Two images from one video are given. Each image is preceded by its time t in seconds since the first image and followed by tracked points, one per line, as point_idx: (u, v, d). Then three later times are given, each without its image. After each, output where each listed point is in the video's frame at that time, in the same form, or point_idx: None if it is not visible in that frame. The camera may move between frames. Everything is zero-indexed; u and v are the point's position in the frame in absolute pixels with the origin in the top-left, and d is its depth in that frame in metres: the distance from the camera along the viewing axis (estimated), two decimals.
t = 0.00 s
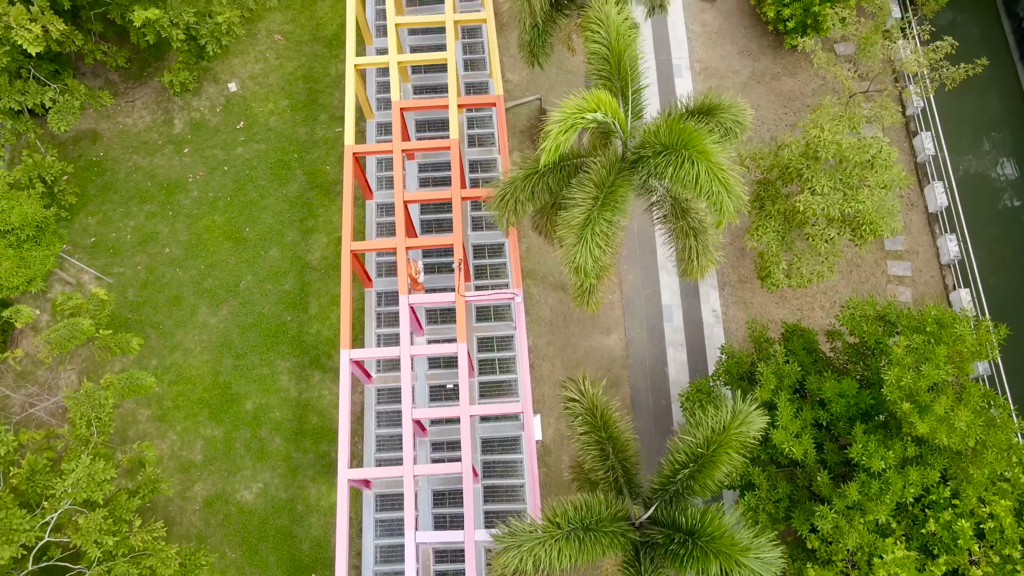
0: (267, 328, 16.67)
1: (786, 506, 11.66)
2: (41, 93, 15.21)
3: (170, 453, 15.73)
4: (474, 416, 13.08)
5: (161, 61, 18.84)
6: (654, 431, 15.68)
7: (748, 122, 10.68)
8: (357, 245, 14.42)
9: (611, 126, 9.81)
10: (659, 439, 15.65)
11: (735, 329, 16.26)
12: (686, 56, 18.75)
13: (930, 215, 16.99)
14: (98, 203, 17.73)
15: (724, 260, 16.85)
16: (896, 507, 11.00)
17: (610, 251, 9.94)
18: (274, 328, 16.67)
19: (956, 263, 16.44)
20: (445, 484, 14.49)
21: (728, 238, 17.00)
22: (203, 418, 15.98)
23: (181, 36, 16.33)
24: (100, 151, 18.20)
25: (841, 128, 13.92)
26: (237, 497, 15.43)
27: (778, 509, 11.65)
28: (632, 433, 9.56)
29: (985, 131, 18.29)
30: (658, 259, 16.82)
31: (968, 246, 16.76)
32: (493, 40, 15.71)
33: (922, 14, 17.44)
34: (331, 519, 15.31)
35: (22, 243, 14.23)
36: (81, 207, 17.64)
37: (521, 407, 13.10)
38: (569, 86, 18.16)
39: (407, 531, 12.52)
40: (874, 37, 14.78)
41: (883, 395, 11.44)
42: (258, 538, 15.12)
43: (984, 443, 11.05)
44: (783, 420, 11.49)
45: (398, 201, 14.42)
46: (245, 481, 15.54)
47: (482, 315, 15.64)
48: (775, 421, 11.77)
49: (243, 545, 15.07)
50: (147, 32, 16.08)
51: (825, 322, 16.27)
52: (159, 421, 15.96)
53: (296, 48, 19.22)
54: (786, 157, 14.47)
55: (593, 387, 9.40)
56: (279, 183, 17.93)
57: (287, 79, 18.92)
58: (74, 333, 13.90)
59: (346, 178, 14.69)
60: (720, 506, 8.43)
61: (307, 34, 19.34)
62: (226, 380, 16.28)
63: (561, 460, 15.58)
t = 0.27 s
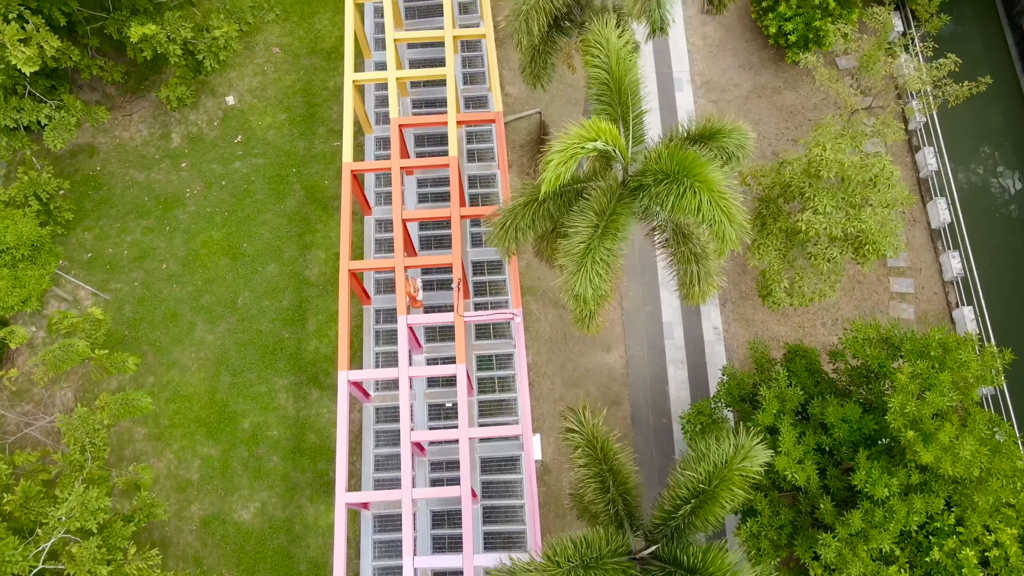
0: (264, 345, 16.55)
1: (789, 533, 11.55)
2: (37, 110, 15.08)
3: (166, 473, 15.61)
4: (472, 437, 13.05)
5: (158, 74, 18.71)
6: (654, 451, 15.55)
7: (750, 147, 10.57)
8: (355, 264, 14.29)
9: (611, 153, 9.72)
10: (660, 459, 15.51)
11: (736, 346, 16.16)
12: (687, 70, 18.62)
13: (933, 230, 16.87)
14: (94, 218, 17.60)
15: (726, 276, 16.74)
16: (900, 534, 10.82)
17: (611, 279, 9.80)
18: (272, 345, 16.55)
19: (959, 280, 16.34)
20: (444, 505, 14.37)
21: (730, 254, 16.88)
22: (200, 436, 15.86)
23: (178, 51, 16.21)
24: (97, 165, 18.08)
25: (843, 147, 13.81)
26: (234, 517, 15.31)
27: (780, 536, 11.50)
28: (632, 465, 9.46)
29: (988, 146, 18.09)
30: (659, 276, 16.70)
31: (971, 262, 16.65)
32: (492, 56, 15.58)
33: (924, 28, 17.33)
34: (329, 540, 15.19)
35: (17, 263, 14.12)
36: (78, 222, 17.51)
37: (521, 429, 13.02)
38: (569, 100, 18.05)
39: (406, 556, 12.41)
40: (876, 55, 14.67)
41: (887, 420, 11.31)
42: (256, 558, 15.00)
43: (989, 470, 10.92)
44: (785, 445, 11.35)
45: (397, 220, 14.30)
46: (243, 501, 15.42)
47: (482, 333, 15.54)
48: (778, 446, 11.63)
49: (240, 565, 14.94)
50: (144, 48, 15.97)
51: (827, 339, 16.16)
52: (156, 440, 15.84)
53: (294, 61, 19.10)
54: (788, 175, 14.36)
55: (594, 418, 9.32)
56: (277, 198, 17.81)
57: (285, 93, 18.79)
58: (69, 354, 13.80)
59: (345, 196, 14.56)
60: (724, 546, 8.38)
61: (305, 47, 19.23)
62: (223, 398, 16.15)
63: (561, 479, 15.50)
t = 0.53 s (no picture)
0: (262, 362, 16.41)
1: (792, 559, 11.39)
2: (32, 126, 14.93)
3: (162, 491, 15.48)
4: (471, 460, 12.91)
5: (155, 87, 18.58)
6: (655, 470, 15.42)
7: (752, 171, 10.43)
8: (353, 283, 14.15)
9: (612, 179, 9.61)
10: (661, 479, 15.37)
11: (737, 364, 16.04)
12: (688, 83, 18.48)
13: (935, 246, 16.74)
14: (91, 232, 17.48)
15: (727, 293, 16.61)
16: (904, 563, 10.58)
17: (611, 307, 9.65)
18: (269, 362, 16.41)
19: (962, 296, 16.22)
20: (443, 526, 14.24)
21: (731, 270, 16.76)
22: (196, 455, 15.73)
23: (175, 66, 16.08)
24: (93, 179, 17.95)
25: (845, 165, 13.67)
26: (231, 537, 15.18)
27: (782, 562, 11.33)
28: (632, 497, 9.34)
29: (991, 156, 17.75)
30: (660, 292, 16.58)
31: (974, 279, 16.53)
32: (492, 72, 15.43)
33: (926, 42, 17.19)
34: (327, 559, 15.07)
35: (11, 282, 13.99)
36: (74, 237, 17.39)
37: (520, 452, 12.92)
38: (569, 114, 17.91)
39: None
40: (879, 71, 14.52)
41: (890, 445, 11.17)
42: None
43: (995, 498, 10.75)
44: (788, 471, 11.18)
45: (395, 238, 14.15)
46: (239, 520, 15.28)
47: (481, 350, 15.40)
48: (780, 471, 11.48)
49: None
50: (140, 63, 15.83)
51: (829, 356, 16.03)
52: (152, 458, 15.71)
53: (292, 73, 18.97)
54: (789, 193, 14.23)
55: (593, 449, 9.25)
56: (275, 212, 17.68)
57: (283, 106, 18.66)
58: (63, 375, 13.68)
59: (342, 214, 14.41)
60: None
61: (303, 60, 19.10)
62: (219, 416, 16.02)
63: (561, 499, 15.37)
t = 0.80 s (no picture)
0: (259, 379, 16.28)
1: None
2: (27, 143, 14.82)
3: (158, 511, 15.35)
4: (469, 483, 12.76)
5: (152, 100, 18.48)
6: (654, 489, 15.29)
7: (754, 195, 10.27)
8: (350, 302, 14.03)
9: (612, 207, 9.48)
10: (661, 498, 15.25)
11: (738, 381, 15.91)
12: (688, 96, 18.36)
13: (937, 262, 16.64)
14: (87, 247, 17.35)
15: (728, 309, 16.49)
16: None
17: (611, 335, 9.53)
18: (266, 379, 16.28)
19: (964, 314, 16.10)
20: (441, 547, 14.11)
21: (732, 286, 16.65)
22: (193, 473, 15.60)
23: (172, 81, 15.97)
24: (90, 194, 17.82)
25: (847, 184, 13.54)
26: (227, 557, 15.04)
27: None
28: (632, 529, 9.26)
29: (993, 169, 17.59)
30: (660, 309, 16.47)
31: (976, 295, 16.42)
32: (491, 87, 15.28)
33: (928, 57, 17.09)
34: None
35: (6, 302, 13.90)
36: (70, 252, 17.26)
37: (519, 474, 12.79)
38: (568, 128, 17.78)
39: None
40: (881, 89, 14.41)
41: (893, 471, 11.01)
42: None
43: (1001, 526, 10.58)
44: (789, 498, 11.05)
45: (393, 257, 14.01)
46: (236, 540, 15.15)
47: (479, 368, 15.28)
48: (782, 497, 11.34)
49: None
50: (137, 78, 15.72)
51: (830, 374, 15.91)
52: (148, 477, 15.58)
53: (290, 86, 18.85)
54: (791, 211, 14.12)
55: (593, 481, 9.24)
56: (273, 227, 17.56)
57: (281, 119, 18.54)
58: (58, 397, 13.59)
59: (340, 232, 14.29)
60: None
61: (302, 72, 18.98)
62: (216, 434, 15.88)
63: (561, 518, 15.24)
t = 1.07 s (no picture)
0: (256, 396, 16.15)
1: None
2: (22, 160, 14.69)
3: (154, 529, 15.22)
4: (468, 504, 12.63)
5: (150, 113, 18.37)
6: (654, 508, 15.16)
7: (756, 220, 10.15)
8: (348, 320, 13.88)
9: (613, 234, 9.36)
10: (661, 516, 15.12)
11: (740, 399, 15.78)
12: (689, 109, 18.23)
13: (940, 278, 16.52)
14: (83, 262, 17.23)
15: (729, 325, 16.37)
16: None
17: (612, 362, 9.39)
18: (264, 396, 16.15)
19: (967, 330, 15.97)
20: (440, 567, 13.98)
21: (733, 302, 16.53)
22: (189, 491, 15.46)
23: (169, 96, 15.84)
24: (86, 208, 17.69)
25: (850, 202, 13.40)
26: None
27: None
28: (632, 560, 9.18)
29: (995, 180, 17.45)
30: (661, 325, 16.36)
31: (979, 311, 16.31)
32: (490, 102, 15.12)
33: (931, 71, 16.97)
34: None
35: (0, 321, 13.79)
36: (66, 267, 17.13)
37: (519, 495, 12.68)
38: (568, 141, 17.65)
39: None
40: (883, 106, 14.27)
41: (897, 497, 10.87)
42: None
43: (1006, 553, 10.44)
44: (792, 524, 10.89)
45: (392, 275, 13.85)
46: (233, 559, 15.02)
47: (479, 386, 15.14)
48: (784, 522, 11.19)
49: None
50: (134, 93, 15.59)
51: (832, 391, 15.79)
52: (144, 495, 15.45)
53: (288, 99, 18.72)
54: (793, 228, 13.97)
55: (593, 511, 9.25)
56: (270, 241, 17.43)
57: (278, 132, 18.41)
58: (53, 418, 13.50)
59: (338, 249, 14.14)
60: None
61: (300, 84, 18.85)
62: (213, 451, 15.76)
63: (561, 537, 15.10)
